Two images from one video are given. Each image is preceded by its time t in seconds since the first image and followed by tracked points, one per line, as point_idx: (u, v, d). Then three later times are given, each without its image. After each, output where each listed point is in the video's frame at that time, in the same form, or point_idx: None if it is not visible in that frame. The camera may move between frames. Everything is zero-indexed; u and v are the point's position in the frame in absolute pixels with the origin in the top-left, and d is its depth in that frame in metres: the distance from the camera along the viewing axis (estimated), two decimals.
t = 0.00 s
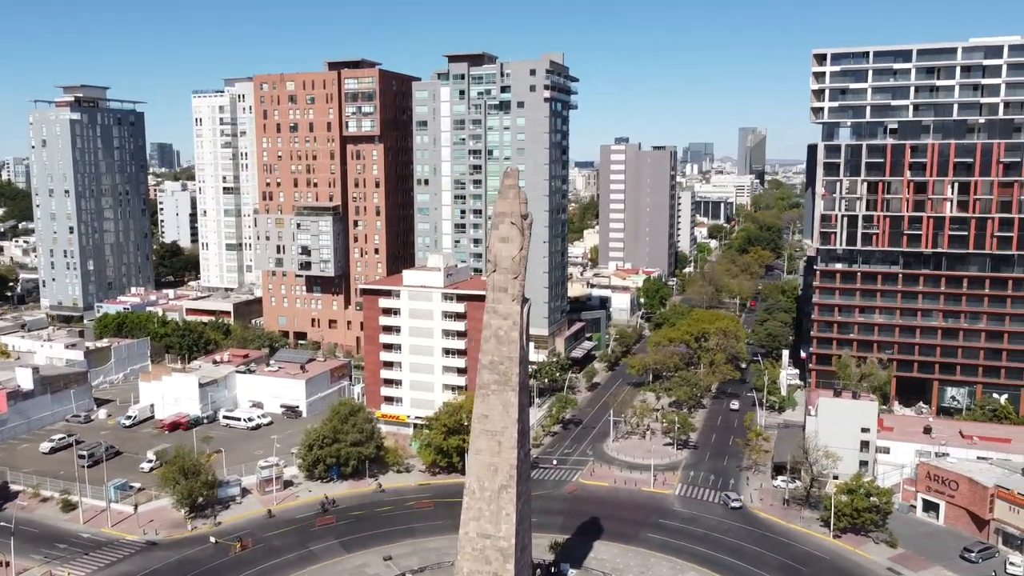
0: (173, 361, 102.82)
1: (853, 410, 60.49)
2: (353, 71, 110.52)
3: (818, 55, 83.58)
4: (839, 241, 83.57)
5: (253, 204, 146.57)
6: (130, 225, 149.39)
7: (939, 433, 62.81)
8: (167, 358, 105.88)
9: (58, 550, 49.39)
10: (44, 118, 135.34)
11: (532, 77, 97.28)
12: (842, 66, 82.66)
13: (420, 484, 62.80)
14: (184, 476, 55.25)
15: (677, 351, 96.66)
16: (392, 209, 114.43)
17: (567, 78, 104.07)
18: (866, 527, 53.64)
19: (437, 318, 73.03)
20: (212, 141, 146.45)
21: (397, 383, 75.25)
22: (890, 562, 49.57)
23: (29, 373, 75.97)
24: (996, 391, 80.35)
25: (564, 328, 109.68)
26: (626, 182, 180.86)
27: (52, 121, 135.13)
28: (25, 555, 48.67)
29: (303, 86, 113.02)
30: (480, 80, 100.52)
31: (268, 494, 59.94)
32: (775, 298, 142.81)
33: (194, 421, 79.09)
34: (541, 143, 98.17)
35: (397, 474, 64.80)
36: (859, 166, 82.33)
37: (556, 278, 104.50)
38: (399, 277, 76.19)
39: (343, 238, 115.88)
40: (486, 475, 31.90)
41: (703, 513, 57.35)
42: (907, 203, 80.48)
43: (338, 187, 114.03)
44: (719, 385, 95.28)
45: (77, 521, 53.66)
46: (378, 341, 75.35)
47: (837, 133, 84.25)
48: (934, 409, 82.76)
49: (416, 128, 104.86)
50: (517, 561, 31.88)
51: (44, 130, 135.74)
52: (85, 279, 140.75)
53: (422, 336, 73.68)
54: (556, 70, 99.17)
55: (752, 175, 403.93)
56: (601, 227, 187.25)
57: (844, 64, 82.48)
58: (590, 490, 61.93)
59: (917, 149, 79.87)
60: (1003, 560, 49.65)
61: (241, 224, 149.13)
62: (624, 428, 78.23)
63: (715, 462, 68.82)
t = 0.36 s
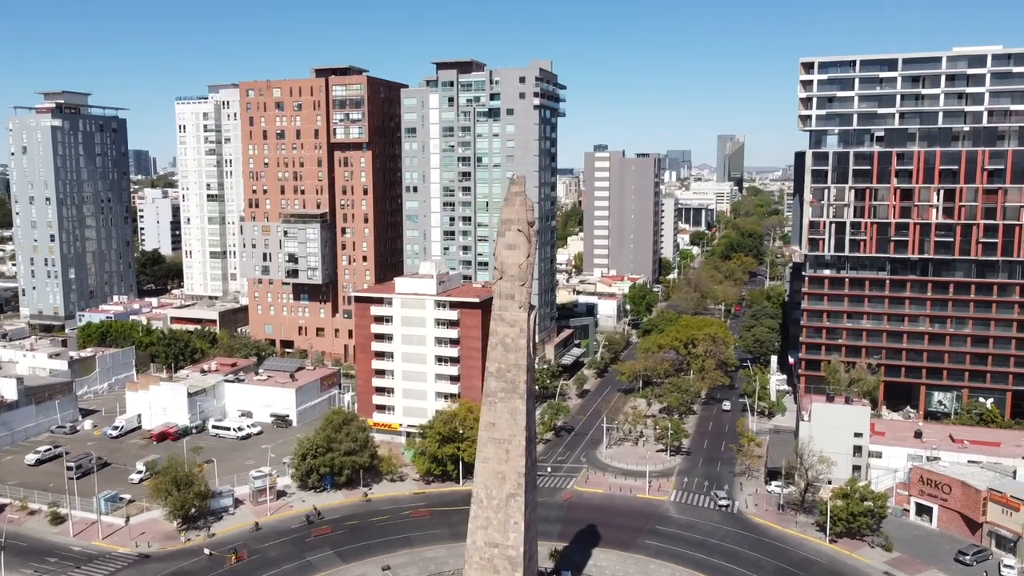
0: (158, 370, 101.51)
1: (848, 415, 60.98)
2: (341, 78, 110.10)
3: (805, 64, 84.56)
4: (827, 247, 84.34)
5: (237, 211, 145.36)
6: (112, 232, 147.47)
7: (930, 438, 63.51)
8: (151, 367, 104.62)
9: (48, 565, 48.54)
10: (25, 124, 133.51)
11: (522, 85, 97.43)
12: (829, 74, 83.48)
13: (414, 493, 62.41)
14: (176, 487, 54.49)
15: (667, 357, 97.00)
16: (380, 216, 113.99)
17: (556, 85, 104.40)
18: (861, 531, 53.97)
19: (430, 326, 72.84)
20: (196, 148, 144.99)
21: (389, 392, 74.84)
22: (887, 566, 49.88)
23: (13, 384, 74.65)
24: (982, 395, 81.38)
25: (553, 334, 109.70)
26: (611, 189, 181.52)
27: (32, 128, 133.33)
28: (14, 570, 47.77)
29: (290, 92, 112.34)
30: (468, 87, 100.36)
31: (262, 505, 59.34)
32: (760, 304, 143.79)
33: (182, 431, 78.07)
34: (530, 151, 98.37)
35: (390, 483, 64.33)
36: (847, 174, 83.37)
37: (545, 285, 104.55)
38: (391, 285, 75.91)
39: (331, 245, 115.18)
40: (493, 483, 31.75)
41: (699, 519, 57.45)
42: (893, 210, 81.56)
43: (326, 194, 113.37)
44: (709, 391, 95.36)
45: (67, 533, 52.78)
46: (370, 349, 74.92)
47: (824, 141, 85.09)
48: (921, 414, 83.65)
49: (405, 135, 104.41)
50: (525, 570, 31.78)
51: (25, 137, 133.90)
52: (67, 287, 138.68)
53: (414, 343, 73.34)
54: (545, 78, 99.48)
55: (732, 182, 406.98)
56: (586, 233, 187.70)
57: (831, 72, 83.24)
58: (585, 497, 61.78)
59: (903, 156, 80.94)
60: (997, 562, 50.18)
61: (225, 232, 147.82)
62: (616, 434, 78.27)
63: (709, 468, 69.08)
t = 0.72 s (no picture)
0: (148, 377, 100.40)
1: (844, 418, 61.45)
2: (332, 82, 109.69)
3: (797, 69, 85.26)
4: (820, 251, 84.87)
5: (226, 216, 144.27)
6: (98, 238, 145.89)
7: (925, 440, 64.04)
8: (140, 373, 103.48)
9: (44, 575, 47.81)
10: (9, 128, 131.97)
11: (515, 89, 97.58)
12: (821, 80, 84.21)
13: (412, 499, 62.07)
14: (173, 495, 53.85)
15: (660, 362, 97.18)
16: (371, 221, 113.58)
17: (549, 90, 104.54)
18: (860, 533, 54.25)
19: (426, 331, 72.53)
20: (183, 153, 143.64)
21: (385, 397, 74.45)
22: (886, 568, 50.19)
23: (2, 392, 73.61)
24: (972, 397, 82.11)
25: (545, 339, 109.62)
26: (599, 193, 181.91)
27: (17, 132, 131.78)
28: None
29: (281, 97, 111.75)
30: (461, 91, 100.10)
31: (259, 512, 58.83)
32: (749, 307, 144.40)
33: (175, 438, 77.22)
34: (523, 155, 98.62)
35: (388, 489, 63.94)
36: (838, 178, 84.22)
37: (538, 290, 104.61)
38: (386, 290, 75.65)
39: (322, 250, 114.56)
40: (504, 489, 31.62)
41: (699, 523, 57.49)
42: (884, 214, 82.33)
43: (316, 199, 112.76)
44: (703, 395, 95.37)
45: (62, 543, 52.08)
46: (366, 354, 74.51)
47: (816, 145, 85.86)
48: (913, 416, 84.19)
49: (397, 139, 103.97)
50: None
51: (10, 141, 132.34)
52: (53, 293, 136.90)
53: (410, 348, 72.97)
54: (538, 83, 99.76)
55: (717, 187, 409.31)
56: (574, 238, 187.97)
57: (823, 78, 83.86)
58: (584, 502, 61.69)
59: (894, 161, 81.72)
60: (994, 563, 50.62)
61: (213, 237, 146.60)
62: (612, 438, 78.25)
63: (706, 471, 69.24)
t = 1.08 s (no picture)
0: (140, 381, 99.36)
1: (844, 419, 61.90)
2: (326, 84, 109.24)
3: (793, 72, 85.77)
4: (816, 253, 85.27)
5: (216, 219, 143.17)
6: (87, 240, 144.42)
7: (923, 441, 64.44)
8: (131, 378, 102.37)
9: None
10: None
11: (510, 92, 97.62)
12: (816, 83, 84.87)
13: (413, 503, 61.77)
14: (172, 501, 53.26)
15: (656, 364, 97.26)
16: (365, 224, 113.16)
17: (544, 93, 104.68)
18: (862, 534, 54.50)
19: (424, 334, 72.26)
20: (173, 155, 142.32)
21: (383, 401, 74.09)
22: (890, 568, 50.44)
23: None
24: (966, 398, 82.77)
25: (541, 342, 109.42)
26: (589, 196, 182.11)
27: (5, 134, 130.27)
28: None
29: (274, 98, 111.10)
30: (456, 94, 99.85)
31: (259, 517, 58.36)
32: (741, 309, 144.96)
33: (170, 443, 76.44)
34: (519, 157, 98.74)
35: (388, 493, 63.61)
36: (833, 180, 84.54)
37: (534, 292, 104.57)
38: (384, 293, 75.31)
39: (316, 253, 113.93)
40: (518, 492, 31.48)
41: (701, 525, 57.53)
42: (879, 216, 82.78)
43: (310, 202, 112.12)
44: (698, 397, 95.61)
45: (60, 550, 51.41)
46: (363, 358, 74.08)
47: (811, 148, 86.27)
48: (908, 417, 84.71)
49: (391, 142, 103.53)
50: None
51: None
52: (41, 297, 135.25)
53: (409, 351, 72.67)
54: (533, 85, 99.86)
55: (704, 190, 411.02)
56: (565, 241, 187.96)
57: (818, 81, 84.57)
58: (585, 504, 61.59)
59: (889, 164, 82.11)
60: (995, 563, 50.95)
61: (204, 240, 145.41)
62: (610, 441, 78.21)
63: (705, 473, 69.35)
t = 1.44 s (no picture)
0: (131, 386, 98.29)
1: (843, 421, 62.19)
2: (320, 87, 108.78)
3: (788, 76, 86.18)
4: (811, 256, 85.70)
5: (207, 222, 142.07)
6: (75, 244, 142.99)
7: (921, 442, 64.73)
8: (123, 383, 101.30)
9: None
10: None
11: (506, 95, 97.53)
12: (812, 86, 85.50)
13: (413, 507, 61.40)
14: (171, 507, 52.71)
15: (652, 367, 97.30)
16: (359, 227, 112.70)
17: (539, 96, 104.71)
18: (863, 536, 54.71)
19: (422, 338, 71.98)
20: (163, 158, 141.09)
21: (380, 405, 73.63)
22: (892, 570, 50.63)
23: None
24: (960, 399, 83.37)
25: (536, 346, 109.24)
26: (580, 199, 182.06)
27: None
28: None
29: (266, 101, 110.45)
30: (451, 96, 99.69)
31: (258, 523, 57.84)
32: (734, 312, 145.44)
33: (165, 449, 75.65)
34: (515, 160, 98.63)
35: (387, 498, 63.21)
36: (828, 183, 84.93)
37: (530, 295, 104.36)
38: (381, 296, 74.96)
39: (309, 256, 113.28)
40: (531, 497, 31.30)
41: (703, 528, 57.57)
42: (874, 219, 83.22)
43: (303, 205, 111.49)
44: (694, 400, 95.70)
45: (57, 557, 50.76)
46: (361, 361, 73.62)
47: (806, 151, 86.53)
48: (903, 418, 85.17)
49: (386, 144, 103.18)
50: None
51: None
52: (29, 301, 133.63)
53: (407, 355, 72.29)
54: (529, 88, 99.79)
55: (692, 193, 412.47)
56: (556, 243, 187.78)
57: (813, 84, 85.12)
58: (586, 508, 61.43)
59: (883, 167, 82.45)
60: (996, 563, 51.20)
61: (194, 243, 144.25)
62: (609, 444, 78.08)
63: (704, 476, 69.39)
